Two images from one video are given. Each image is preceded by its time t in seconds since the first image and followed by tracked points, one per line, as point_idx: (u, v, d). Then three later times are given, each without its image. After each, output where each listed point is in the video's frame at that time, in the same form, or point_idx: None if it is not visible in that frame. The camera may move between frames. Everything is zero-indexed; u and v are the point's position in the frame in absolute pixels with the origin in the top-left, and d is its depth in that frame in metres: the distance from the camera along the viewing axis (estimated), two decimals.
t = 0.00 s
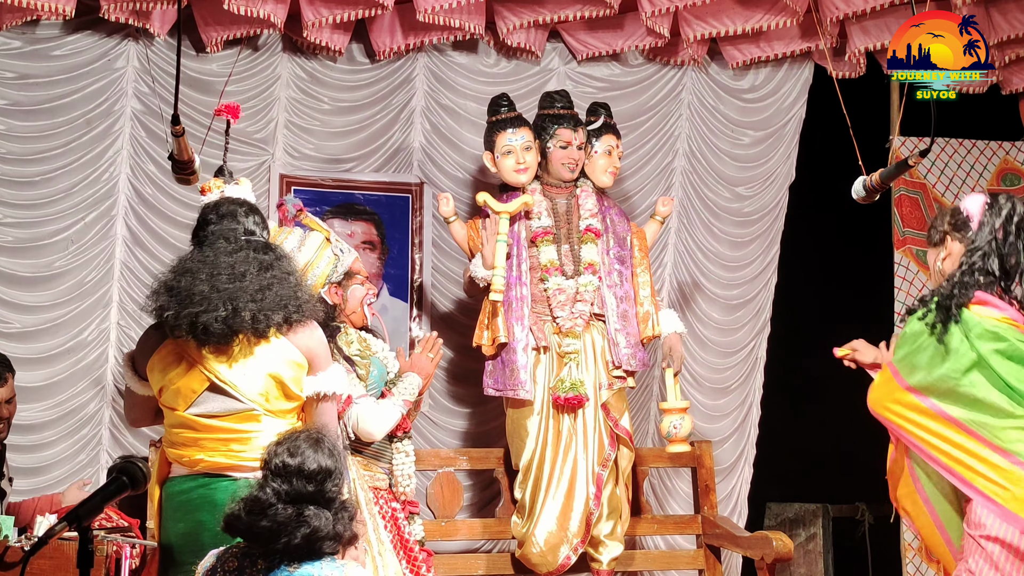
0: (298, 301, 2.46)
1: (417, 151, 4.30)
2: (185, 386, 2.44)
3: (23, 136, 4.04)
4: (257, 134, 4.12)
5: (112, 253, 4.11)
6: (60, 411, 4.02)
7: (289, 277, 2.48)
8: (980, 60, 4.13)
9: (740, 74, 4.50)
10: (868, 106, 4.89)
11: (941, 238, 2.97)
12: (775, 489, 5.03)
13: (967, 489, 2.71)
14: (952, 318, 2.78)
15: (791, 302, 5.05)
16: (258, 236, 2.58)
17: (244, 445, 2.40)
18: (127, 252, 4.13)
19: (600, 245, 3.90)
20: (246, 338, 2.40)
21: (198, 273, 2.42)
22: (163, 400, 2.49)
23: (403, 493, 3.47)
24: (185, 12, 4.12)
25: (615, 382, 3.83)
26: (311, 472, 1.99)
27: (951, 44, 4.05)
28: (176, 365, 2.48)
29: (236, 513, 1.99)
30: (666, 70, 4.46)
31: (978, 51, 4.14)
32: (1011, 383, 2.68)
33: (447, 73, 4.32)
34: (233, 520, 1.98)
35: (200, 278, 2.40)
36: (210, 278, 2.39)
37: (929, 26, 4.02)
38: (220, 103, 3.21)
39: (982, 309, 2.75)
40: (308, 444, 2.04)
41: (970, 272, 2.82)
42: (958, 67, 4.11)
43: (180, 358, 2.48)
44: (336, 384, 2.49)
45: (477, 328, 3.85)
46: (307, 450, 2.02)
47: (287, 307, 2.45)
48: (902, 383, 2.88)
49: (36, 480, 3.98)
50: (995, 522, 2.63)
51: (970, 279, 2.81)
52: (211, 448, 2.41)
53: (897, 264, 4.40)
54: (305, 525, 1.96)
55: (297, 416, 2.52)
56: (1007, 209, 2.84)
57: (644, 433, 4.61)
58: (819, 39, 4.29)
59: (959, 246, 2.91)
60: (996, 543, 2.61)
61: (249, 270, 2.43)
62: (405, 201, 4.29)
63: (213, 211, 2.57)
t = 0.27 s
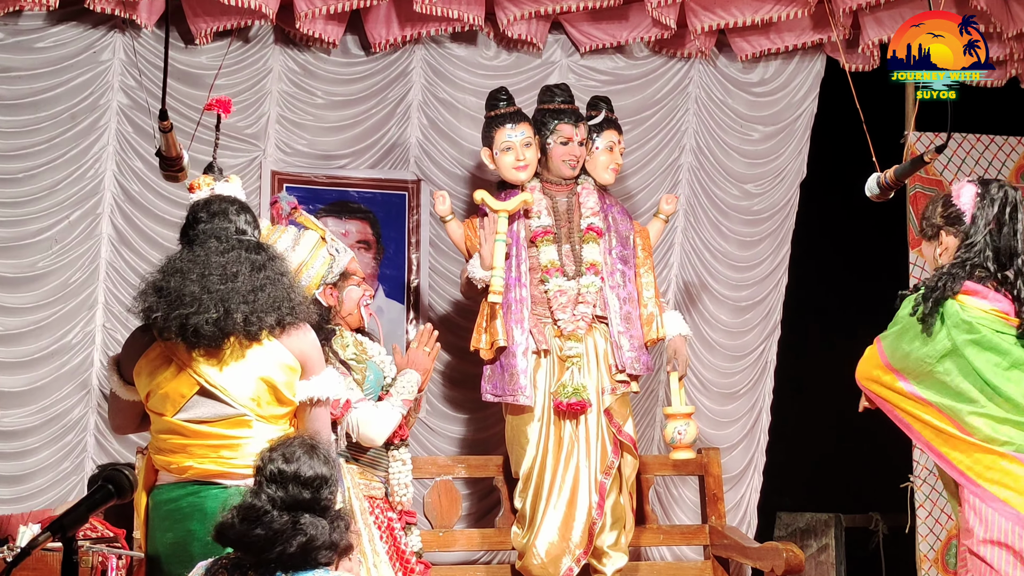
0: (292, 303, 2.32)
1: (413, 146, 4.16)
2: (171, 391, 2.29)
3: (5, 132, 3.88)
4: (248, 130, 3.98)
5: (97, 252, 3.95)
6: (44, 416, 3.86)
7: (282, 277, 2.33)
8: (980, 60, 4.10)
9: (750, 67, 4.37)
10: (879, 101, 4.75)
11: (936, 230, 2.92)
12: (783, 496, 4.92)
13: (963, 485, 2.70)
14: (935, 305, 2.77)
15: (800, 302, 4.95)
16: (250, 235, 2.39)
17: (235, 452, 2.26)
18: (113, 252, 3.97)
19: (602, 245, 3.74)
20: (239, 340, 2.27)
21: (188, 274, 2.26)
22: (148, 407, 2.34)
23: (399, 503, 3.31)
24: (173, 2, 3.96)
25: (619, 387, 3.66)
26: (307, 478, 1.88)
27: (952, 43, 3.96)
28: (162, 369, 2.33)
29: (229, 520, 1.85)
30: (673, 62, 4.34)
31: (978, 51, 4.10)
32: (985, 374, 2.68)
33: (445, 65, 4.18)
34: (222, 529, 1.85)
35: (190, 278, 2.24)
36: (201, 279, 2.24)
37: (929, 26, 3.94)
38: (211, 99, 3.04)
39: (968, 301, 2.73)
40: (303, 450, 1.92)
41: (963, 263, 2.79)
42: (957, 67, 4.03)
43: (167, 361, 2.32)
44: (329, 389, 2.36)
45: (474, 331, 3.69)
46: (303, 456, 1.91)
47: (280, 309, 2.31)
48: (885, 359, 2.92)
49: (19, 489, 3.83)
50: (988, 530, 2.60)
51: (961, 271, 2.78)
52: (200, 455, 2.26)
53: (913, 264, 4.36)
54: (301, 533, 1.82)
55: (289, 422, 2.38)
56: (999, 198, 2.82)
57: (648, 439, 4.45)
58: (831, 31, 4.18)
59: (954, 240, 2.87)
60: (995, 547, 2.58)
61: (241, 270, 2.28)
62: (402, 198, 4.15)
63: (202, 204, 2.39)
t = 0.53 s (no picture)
0: (285, 304, 2.20)
1: (412, 143, 4.05)
2: (160, 394, 2.16)
3: None
4: (242, 126, 3.86)
5: (86, 252, 3.83)
6: (33, 421, 3.73)
7: (275, 278, 2.22)
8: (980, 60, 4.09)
9: (758, 62, 4.32)
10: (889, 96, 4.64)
11: (926, 239, 3.04)
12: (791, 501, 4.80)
13: (927, 483, 2.89)
14: (937, 297, 2.89)
15: (810, 303, 4.84)
16: (243, 235, 2.29)
17: (225, 458, 2.14)
18: (102, 252, 3.86)
19: (606, 245, 3.62)
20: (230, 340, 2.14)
21: (179, 272, 2.14)
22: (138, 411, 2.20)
23: (397, 511, 3.13)
24: None
25: (623, 390, 3.54)
26: (306, 485, 1.91)
27: (952, 43, 4.00)
28: (152, 371, 2.20)
29: (226, 522, 1.89)
30: (679, 56, 4.25)
31: (977, 51, 4.09)
32: (970, 373, 2.84)
33: (444, 59, 4.07)
34: (220, 530, 1.89)
35: (180, 277, 2.12)
36: (192, 278, 2.12)
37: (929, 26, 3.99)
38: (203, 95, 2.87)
39: (967, 299, 2.87)
40: (302, 456, 1.95)
41: (965, 265, 2.92)
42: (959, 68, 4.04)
43: (156, 362, 2.19)
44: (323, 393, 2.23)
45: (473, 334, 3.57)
46: (302, 463, 1.94)
47: (273, 309, 2.19)
48: (875, 335, 3.02)
49: (5, 496, 3.70)
50: (945, 533, 2.80)
51: (964, 273, 2.92)
52: (189, 461, 2.14)
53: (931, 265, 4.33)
54: (299, 540, 1.87)
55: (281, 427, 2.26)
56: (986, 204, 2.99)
57: (653, 445, 4.35)
58: (843, 24, 4.11)
59: (949, 247, 2.99)
60: (946, 553, 2.79)
61: (233, 269, 2.16)
62: (400, 196, 4.05)
63: (194, 203, 2.28)
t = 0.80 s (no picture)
0: (268, 307, 2.03)
1: (409, 138, 3.91)
2: (140, 399, 2.01)
3: None
4: (232, 120, 3.71)
5: (70, 251, 3.68)
6: (15, 427, 3.58)
7: (259, 279, 2.05)
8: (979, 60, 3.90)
9: (769, 53, 4.20)
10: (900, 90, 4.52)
11: (907, 248, 2.94)
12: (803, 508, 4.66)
13: (893, 484, 2.80)
14: (921, 296, 2.78)
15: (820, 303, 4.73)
16: (228, 233, 2.14)
17: (209, 465, 1.97)
18: (86, 251, 3.71)
19: (609, 244, 3.47)
20: (210, 343, 1.97)
21: (154, 274, 1.98)
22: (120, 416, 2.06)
23: (394, 522, 2.95)
24: None
25: (627, 395, 3.39)
26: (296, 495, 1.79)
27: (952, 43, 3.90)
28: (133, 375, 2.05)
29: (215, 540, 1.77)
30: (686, 47, 4.13)
31: (977, 51, 3.92)
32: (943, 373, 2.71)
33: (441, 51, 3.93)
34: (208, 548, 1.77)
35: (156, 277, 1.97)
36: (167, 279, 1.96)
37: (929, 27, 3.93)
38: (189, 89, 2.72)
39: (951, 302, 2.75)
40: (289, 465, 1.83)
41: (954, 265, 2.80)
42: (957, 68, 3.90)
43: (137, 366, 2.05)
44: (312, 398, 2.08)
45: (472, 336, 3.42)
46: (291, 472, 1.82)
47: (255, 311, 2.02)
48: (860, 329, 2.90)
49: None
50: (908, 540, 2.71)
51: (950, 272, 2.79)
52: (171, 469, 1.97)
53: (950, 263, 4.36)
54: (294, 553, 1.74)
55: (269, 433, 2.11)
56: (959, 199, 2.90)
57: (659, 453, 4.19)
58: (857, 14, 4.00)
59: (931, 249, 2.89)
60: (908, 560, 2.70)
61: (212, 269, 1.99)
62: (396, 193, 3.90)
63: (177, 202, 2.16)
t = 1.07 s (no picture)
0: (262, 310, 2.04)
1: (410, 138, 3.93)
2: (140, 399, 2.05)
3: None
4: (234, 121, 3.73)
5: (73, 252, 3.70)
6: (19, 426, 3.59)
7: (256, 281, 2.07)
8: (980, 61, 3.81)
9: (769, 54, 4.22)
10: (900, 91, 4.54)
11: (876, 242, 3.26)
12: (802, 508, 4.68)
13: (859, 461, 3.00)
14: (884, 300, 2.92)
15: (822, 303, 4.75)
16: (231, 235, 2.12)
17: (209, 465, 2.01)
18: (89, 251, 3.73)
19: (610, 244, 3.49)
20: (202, 346, 2.00)
21: (150, 276, 2.01)
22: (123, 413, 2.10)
23: (395, 520, 2.96)
24: None
25: (627, 395, 3.41)
26: (294, 494, 1.81)
27: (952, 43, 3.82)
28: (133, 375, 2.09)
29: (217, 546, 1.78)
30: (686, 49, 4.15)
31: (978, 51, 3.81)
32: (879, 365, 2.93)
33: (442, 52, 3.95)
34: (211, 555, 1.78)
35: (151, 278, 2.00)
36: (162, 281, 1.99)
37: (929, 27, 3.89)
38: (193, 89, 2.75)
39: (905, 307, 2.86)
40: (283, 464, 1.84)
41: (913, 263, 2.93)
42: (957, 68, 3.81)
43: (138, 366, 2.08)
44: (311, 397, 2.09)
45: (472, 335, 3.43)
46: (285, 470, 1.83)
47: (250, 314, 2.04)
48: (825, 316, 3.05)
49: None
50: (868, 534, 2.90)
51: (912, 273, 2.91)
52: (173, 468, 2.02)
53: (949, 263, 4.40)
54: (297, 554, 1.76)
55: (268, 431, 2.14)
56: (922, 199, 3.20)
57: (659, 452, 4.22)
58: (856, 16, 4.02)
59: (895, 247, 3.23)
60: (871, 553, 2.88)
61: (206, 271, 2.01)
62: (397, 194, 3.92)
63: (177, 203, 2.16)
